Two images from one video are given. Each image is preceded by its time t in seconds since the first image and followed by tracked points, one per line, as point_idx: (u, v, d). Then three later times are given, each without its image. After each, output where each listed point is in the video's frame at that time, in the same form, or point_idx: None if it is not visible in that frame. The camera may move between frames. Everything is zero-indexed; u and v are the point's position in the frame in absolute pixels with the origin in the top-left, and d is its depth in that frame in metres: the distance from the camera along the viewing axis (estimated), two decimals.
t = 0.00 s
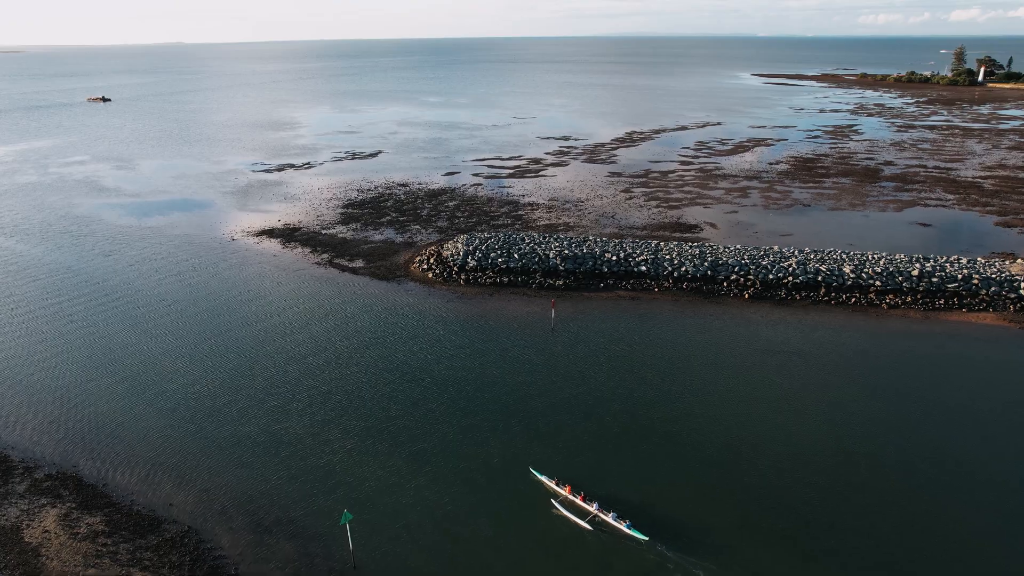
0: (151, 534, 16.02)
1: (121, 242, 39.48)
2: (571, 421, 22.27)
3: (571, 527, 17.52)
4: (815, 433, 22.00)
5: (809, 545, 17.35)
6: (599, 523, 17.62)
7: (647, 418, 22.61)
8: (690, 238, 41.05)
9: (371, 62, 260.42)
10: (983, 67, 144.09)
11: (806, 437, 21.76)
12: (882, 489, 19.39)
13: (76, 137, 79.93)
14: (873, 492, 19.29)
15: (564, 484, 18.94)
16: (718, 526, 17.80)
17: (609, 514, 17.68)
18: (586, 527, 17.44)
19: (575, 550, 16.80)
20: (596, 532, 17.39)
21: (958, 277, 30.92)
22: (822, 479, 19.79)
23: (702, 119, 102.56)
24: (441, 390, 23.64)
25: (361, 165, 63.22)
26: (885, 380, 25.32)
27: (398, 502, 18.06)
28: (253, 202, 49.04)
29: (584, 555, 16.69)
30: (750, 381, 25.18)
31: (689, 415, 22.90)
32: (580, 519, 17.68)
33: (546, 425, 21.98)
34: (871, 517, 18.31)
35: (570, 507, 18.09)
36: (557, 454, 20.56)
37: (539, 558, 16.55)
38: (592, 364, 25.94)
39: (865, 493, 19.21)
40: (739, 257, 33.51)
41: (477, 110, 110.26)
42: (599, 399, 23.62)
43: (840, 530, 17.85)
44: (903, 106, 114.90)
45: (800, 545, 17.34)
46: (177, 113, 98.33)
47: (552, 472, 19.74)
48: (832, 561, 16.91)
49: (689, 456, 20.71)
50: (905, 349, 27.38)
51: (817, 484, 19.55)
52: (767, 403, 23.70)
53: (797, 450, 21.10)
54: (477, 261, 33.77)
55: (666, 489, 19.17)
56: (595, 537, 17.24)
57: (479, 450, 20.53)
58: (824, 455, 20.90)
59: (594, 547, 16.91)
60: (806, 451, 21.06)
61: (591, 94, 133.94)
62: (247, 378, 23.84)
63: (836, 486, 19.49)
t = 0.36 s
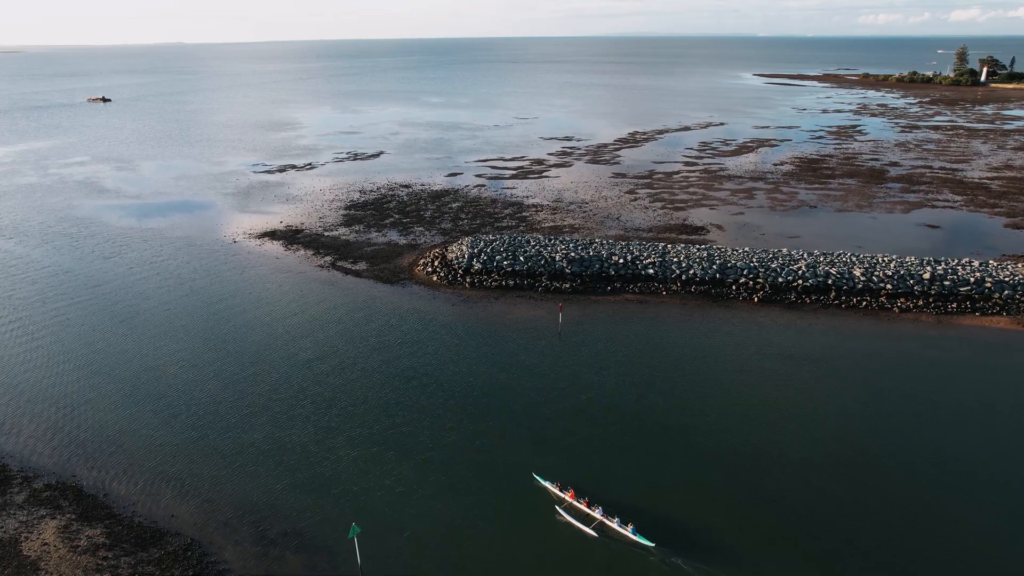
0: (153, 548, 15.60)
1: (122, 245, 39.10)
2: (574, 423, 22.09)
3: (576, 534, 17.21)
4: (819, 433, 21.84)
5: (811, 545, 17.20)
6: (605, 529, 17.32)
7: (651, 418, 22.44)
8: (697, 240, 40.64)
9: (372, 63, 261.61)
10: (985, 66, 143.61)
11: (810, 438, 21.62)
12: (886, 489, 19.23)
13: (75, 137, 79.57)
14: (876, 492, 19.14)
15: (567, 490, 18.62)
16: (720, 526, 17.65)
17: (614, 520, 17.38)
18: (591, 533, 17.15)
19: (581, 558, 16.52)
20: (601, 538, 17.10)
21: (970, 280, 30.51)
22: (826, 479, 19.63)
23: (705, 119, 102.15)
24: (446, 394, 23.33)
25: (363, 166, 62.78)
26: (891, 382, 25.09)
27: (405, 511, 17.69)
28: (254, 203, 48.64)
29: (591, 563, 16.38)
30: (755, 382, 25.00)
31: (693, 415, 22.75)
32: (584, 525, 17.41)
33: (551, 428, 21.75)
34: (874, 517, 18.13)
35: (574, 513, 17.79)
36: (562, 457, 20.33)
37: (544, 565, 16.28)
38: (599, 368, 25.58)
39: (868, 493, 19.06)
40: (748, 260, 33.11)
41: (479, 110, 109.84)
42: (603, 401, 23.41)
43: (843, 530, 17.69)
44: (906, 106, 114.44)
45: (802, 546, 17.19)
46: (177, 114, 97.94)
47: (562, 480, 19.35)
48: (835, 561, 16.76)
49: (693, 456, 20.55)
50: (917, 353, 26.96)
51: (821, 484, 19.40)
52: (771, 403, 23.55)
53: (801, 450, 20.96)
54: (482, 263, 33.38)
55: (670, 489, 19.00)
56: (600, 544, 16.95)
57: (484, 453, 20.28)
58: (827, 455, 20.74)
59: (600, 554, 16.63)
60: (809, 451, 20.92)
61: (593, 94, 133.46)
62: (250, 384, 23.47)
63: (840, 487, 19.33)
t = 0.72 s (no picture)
0: (156, 560, 15.19)
1: (122, 247, 38.63)
2: (579, 424, 22.10)
3: (581, 540, 17.14)
4: (821, 438, 22.05)
5: (815, 553, 17.40)
6: (609, 535, 17.27)
7: (656, 422, 22.49)
8: (704, 241, 40.21)
9: (372, 64, 261.05)
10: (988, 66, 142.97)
11: (813, 443, 21.82)
12: (886, 492, 19.61)
13: (75, 138, 79.11)
14: (876, 496, 19.51)
15: (570, 495, 18.49)
16: (726, 534, 17.82)
17: (620, 526, 17.36)
18: (596, 540, 17.07)
19: (589, 563, 16.47)
20: (607, 544, 17.03)
21: (983, 283, 30.09)
22: (827, 485, 19.89)
23: (708, 120, 101.65)
24: (452, 399, 23.01)
25: (365, 167, 62.27)
26: (897, 385, 25.08)
27: (413, 519, 17.35)
28: (256, 205, 48.20)
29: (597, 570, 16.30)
30: (759, 384, 25.05)
31: (698, 418, 22.83)
32: (590, 531, 17.32)
33: (557, 431, 21.65)
34: (877, 525, 18.38)
35: (579, 519, 17.70)
36: (568, 461, 20.27)
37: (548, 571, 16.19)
38: (606, 371, 25.28)
39: (869, 497, 19.42)
40: (757, 263, 32.71)
41: (480, 111, 109.31)
42: (609, 403, 23.34)
43: (847, 538, 17.93)
44: (910, 107, 113.86)
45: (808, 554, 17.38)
46: (178, 114, 97.47)
47: (571, 490, 19.04)
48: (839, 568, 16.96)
49: (697, 461, 20.72)
50: (930, 357, 26.60)
51: (822, 490, 19.64)
52: (774, 407, 23.68)
53: (804, 457, 21.17)
54: (487, 266, 32.98)
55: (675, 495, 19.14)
56: (606, 550, 16.88)
57: (490, 457, 20.08)
58: (830, 461, 20.96)
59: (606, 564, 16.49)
60: (812, 458, 21.12)
61: (595, 95, 132.92)
62: (254, 390, 23.07)
63: (842, 494, 19.58)
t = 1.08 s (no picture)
0: (161, 563, 14.86)
1: (122, 239, 38.21)
2: (587, 418, 21.82)
3: (585, 535, 16.99)
4: (831, 434, 21.82)
5: (826, 554, 17.26)
6: (614, 531, 17.15)
7: (664, 416, 22.23)
8: (711, 234, 39.73)
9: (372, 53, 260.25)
10: (994, 56, 141.60)
11: (823, 439, 21.60)
12: (891, 488, 19.56)
13: (74, 128, 78.59)
14: (881, 491, 19.46)
15: (574, 490, 18.33)
16: (734, 533, 17.65)
17: (624, 521, 17.24)
18: (601, 535, 16.95)
19: (595, 560, 16.33)
20: (612, 540, 16.92)
21: (997, 278, 29.62)
22: (837, 483, 19.71)
23: (711, 110, 100.80)
24: (459, 395, 22.65)
25: (367, 158, 61.69)
26: (908, 379, 24.78)
27: (421, 518, 17.03)
28: (257, 196, 47.74)
29: (603, 567, 16.18)
30: (768, 377, 24.76)
31: (704, 411, 22.64)
32: (594, 526, 17.18)
33: (565, 426, 21.36)
34: (888, 525, 18.23)
35: (583, 515, 17.53)
36: (575, 456, 20.02)
37: (549, 568, 16.02)
38: (614, 365, 24.96)
39: (874, 493, 19.38)
40: (766, 256, 32.26)
41: (482, 101, 108.48)
42: (616, 397, 23.02)
43: (858, 538, 17.78)
44: (916, 97, 112.87)
45: (818, 554, 17.25)
46: (178, 105, 96.83)
47: (581, 489, 18.73)
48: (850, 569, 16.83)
49: (706, 457, 20.50)
50: (943, 352, 26.22)
51: (832, 489, 19.46)
52: (783, 401, 23.42)
53: (814, 453, 20.96)
54: (493, 259, 32.52)
55: (684, 492, 18.96)
56: (611, 546, 16.76)
57: (495, 451, 19.88)
58: (840, 458, 20.76)
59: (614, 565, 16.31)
60: (822, 454, 20.92)
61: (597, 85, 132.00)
62: (257, 386, 22.72)
63: (852, 492, 19.40)
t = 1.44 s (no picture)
0: (167, 561, 14.57)
1: (122, 227, 37.67)
2: (597, 411, 21.46)
3: (589, 526, 16.83)
4: (845, 426, 21.46)
5: (842, 549, 16.93)
6: (619, 521, 17.00)
7: (671, 406, 21.97)
8: (720, 222, 39.18)
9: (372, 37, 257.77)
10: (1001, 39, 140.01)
11: (837, 432, 21.23)
12: (900, 480, 19.30)
13: (73, 114, 77.71)
14: (891, 483, 19.20)
15: (578, 481, 18.16)
16: (742, 525, 17.43)
17: (629, 512, 17.09)
18: (606, 526, 16.80)
19: (600, 553, 16.15)
20: (616, 530, 16.77)
21: (1011, 267, 29.16)
22: (852, 477, 19.37)
23: (716, 95, 99.73)
24: (466, 386, 22.28)
25: (369, 144, 60.92)
26: (920, 370, 24.40)
27: (430, 512, 16.74)
28: (258, 182, 47.16)
29: (607, 559, 16.03)
30: (779, 369, 24.37)
31: (711, 402, 22.36)
32: (599, 517, 17.02)
33: (574, 418, 21.03)
34: (905, 519, 17.91)
35: (587, 505, 17.37)
36: (583, 448, 19.74)
37: (553, 560, 15.84)
38: (623, 355, 24.59)
39: (884, 485, 19.12)
40: (777, 245, 31.76)
41: (484, 85, 107.35)
42: (624, 389, 22.68)
43: (874, 533, 17.46)
44: (922, 81, 111.72)
45: (834, 549, 16.92)
46: (177, 90, 95.79)
47: (593, 482, 18.43)
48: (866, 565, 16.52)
49: (718, 450, 20.16)
50: (957, 342, 25.82)
51: (848, 483, 19.12)
52: (792, 392, 23.11)
53: (828, 446, 20.61)
54: (499, 247, 32.06)
55: (697, 487, 18.63)
56: (616, 537, 16.61)
57: (501, 442, 19.62)
58: (854, 451, 20.41)
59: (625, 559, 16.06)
60: (836, 447, 20.57)
61: (600, 69, 130.64)
62: (263, 377, 22.39)
63: (868, 486, 19.06)
